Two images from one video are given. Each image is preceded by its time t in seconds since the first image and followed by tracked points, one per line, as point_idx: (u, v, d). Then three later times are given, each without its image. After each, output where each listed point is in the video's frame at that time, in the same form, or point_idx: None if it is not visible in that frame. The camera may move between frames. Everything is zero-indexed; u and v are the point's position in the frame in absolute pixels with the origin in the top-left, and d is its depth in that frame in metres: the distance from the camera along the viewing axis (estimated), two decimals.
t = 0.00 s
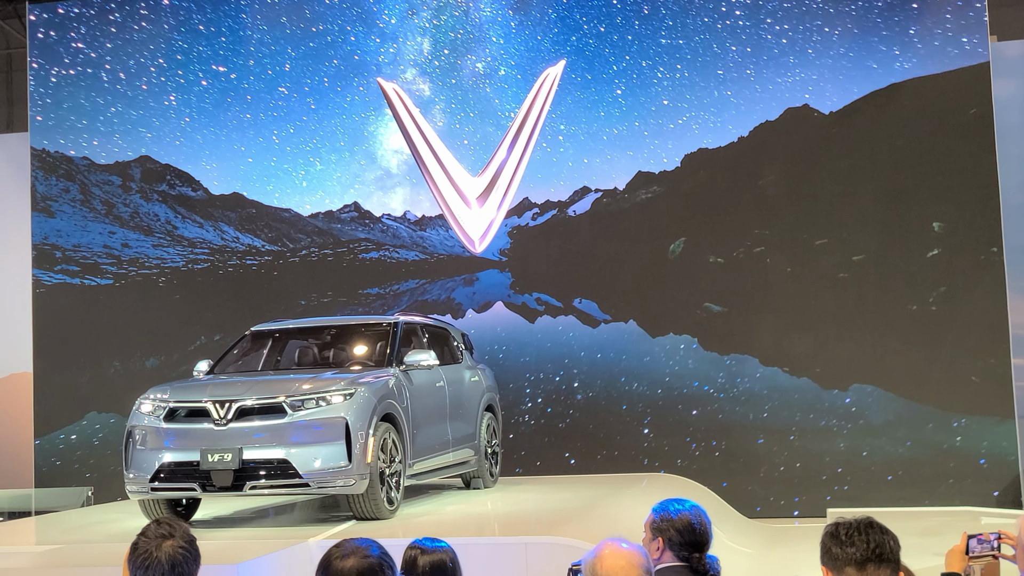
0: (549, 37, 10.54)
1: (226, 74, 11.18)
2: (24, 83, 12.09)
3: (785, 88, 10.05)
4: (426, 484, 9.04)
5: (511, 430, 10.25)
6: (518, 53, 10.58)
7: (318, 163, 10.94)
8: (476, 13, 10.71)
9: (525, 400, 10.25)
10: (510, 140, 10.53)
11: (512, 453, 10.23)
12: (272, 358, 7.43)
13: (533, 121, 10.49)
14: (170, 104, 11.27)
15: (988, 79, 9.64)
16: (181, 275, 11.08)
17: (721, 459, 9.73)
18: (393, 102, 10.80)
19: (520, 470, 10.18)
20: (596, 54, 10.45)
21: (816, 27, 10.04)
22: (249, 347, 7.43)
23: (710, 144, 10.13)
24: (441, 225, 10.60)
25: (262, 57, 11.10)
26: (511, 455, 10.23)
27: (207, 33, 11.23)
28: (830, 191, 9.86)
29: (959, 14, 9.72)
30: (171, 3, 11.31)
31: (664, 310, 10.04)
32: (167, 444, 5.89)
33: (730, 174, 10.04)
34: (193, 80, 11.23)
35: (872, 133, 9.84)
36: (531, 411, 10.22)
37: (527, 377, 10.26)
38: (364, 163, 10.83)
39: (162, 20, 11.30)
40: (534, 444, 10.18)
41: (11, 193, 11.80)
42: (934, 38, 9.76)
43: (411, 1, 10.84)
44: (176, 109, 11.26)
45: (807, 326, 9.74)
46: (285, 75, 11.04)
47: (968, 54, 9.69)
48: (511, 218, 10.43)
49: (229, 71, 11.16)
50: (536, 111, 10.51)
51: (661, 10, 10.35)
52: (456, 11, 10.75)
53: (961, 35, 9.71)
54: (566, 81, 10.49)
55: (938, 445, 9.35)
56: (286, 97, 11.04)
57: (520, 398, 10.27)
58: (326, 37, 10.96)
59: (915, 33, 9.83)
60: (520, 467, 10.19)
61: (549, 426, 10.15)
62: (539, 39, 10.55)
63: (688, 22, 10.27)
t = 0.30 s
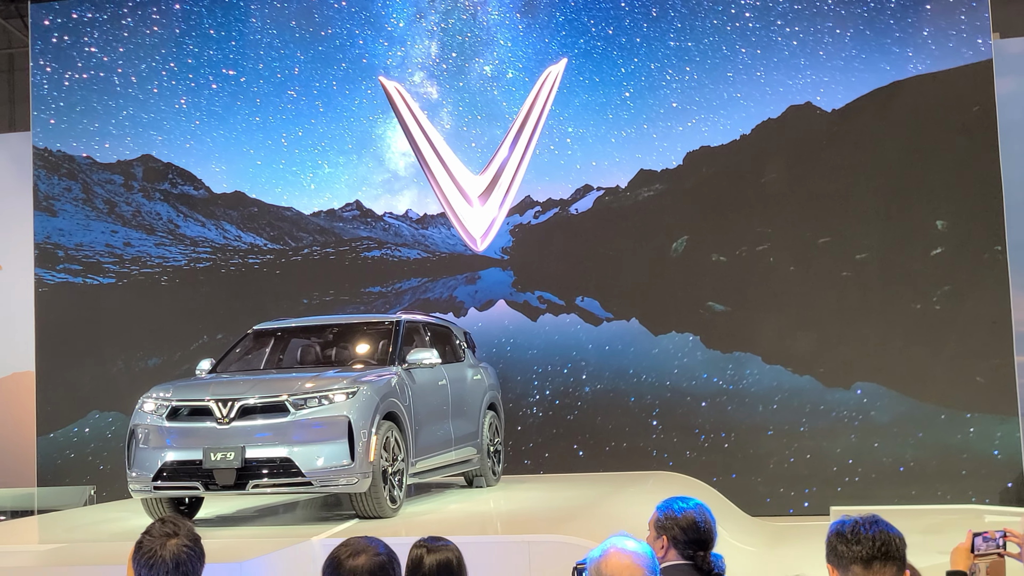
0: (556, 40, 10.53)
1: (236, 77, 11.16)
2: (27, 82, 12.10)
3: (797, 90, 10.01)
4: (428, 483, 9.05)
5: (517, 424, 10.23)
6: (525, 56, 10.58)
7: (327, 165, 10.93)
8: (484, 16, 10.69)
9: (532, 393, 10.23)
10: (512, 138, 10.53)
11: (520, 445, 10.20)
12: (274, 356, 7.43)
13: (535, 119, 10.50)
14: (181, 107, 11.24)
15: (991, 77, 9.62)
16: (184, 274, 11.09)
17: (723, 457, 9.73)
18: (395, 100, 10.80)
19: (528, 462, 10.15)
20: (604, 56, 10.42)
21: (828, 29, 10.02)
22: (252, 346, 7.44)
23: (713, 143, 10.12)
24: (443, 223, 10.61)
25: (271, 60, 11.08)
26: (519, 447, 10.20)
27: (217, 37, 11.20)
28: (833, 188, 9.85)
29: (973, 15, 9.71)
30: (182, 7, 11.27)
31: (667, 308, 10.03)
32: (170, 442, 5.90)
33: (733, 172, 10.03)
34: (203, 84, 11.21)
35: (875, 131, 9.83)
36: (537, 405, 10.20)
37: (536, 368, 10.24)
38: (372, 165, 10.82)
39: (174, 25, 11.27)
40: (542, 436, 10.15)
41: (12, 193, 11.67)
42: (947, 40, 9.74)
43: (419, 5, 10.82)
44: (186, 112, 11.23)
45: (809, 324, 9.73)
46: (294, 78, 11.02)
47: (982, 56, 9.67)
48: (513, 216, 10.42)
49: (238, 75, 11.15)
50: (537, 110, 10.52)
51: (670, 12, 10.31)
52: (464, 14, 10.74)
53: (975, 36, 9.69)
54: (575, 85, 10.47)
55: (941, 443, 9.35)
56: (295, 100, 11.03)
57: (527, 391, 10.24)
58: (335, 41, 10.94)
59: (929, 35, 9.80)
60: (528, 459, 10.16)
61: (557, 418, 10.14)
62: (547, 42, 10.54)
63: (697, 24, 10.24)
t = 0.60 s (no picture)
0: (565, 44, 10.50)
1: (246, 82, 11.14)
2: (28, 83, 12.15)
3: (808, 93, 9.96)
4: (432, 483, 9.05)
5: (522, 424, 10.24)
6: (534, 60, 10.56)
7: (335, 170, 10.92)
8: (492, 20, 10.67)
9: (538, 391, 10.22)
10: (514, 137, 10.53)
11: (530, 438, 10.20)
12: (277, 356, 7.41)
13: (537, 119, 10.49)
14: (192, 112, 11.25)
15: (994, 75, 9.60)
16: (187, 275, 11.10)
17: (726, 456, 9.72)
18: (397, 100, 10.82)
19: (537, 456, 10.15)
20: (613, 59, 10.38)
21: (839, 31, 9.96)
22: (255, 346, 7.45)
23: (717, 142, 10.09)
24: (446, 223, 10.62)
25: (281, 66, 11.07)
26: (528, 440, 10.20)
27: (228, 42, 11.19)
28: (836, 187, 9.83)
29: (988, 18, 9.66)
30: (194, 13, 11.26)
31: (670, 307, 10.02)
32: (174, 443, 5.90)
33: (735, 171, 10.02)
34: (213, 89, 11.20)
35: (879, 131, 9.80)
36: (542, 404, 10.20)
37: (544, 363, 10.23)
38: (380, 169, 10.81)
39: (186, 31, 11.26)
40: (552, 430, 10.14)
41: (14, 192, 11.86)
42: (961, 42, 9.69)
43: (428, 10, 10.82)
44: (197, 117, 11.23)
45: (813, 324, 9.71)
46: (303, 83, 11.02)
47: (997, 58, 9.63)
48: (515, 216, 10.42)
49: (249, 80, 11.14)
50: (540, 110, 10.51)
51: (680, 15, 10.27)
52: (472, 18, 10.73)
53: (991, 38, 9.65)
54: (583, 89, 10.42)
55: (945, 442, 9.33)
56: (305, 104, 11.01)
57: (534, 389, 10.23)
58: (343, 46, 10.94)
59: (943, 37, 9.75)
60: (538, 453, 10.15)
61: (566, 411, 10.13)
62: (556, 45, 10.51)
63: (706, 27, 10.21)
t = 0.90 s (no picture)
0: (575, 45, 10.49)
1: (258, 83, 11.15)
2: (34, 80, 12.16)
3: (822, 92, 9.95)
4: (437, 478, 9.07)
5: (530, 421, 10.23)
6: (545, 60, 10.55)
7: (346, 170, 10.93)
8: (502, 21, 10.65)
9: (545, 387, 10.23)
10: (519, 133, 10.53)
11: (542, 427, 10.19)
12: (283, 353, 7.46)
13: (541, 115, 10.50)
14: (205, 112, 11.25)
15: (999, 70, 9.59)
16: (192, 271, 11.12)
17: (731, 452, 9.72)
18: (401, 96, 10.83)
19: (549, 445, 10.15)
20: (624, 59, 10.38)
21: (853, 31, 9.95)
22: (260, 343, 7.50)
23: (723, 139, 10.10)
24: (450, 219, 10.61)
25: (294, 66, 11.07)
26: (539, 431, 10.19)
27: (240, 44, 11.18)
28: (841, 182, 9.82)
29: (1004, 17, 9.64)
30: (208, 15, 11.24)
31: (675, 303, 10.02)
32: (179, 439, 5.92)
33: (740, 166, 10.01)
34: (226, 90, 11.21)
35: (886, 126, 9.78)
36: (551, 399, 10.20)
37: (555, 352, 10.24)
38: (391, 170, 10.82)
39: (199, 33, 11.25)
40: (563, 419, 10.15)
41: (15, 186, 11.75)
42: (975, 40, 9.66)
43: (438, 11, 10.80)
44: (210, 117, 11.23)
45: (818, 319, 9.71)
46: (315, 84, 11.01)
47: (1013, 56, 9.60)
48: (520, 212, 10.42)
49: (261, 81, 11.14)
50: (544, 106, 10.51)
51: (691, 15, 10.26)
52: (483, 19, 10.71)
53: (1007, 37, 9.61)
54: (594, 89, 10.41)
55: (950, 438, 9.32)
56: (316, 104, 11.01)
57: (543, 383, 10.24)
58: (355, 47, 10.94)
59: (959, 36, 9.72)
60: (549, 443, 10.15)
61: (577, 401, 10.14)
62: (566, 46, 10.51)
63: (718, 27, 10.20)
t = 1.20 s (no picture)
0: (584, 46, 10.47)
1: (268, 85, 11.15)
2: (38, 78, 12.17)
3: (835, 93, 9.89)
4: (440, 475, 9.08)
5: (534, 417, 10.24)
6: (555, 62, 10.52)
7: (354, 171, 10.92)
8: (511, 22, 10.62)
9: (548, 384, 10.23)
10: (520, 130, 10.54)
11: (550, 418, 10.19)
12: (285, 349, 7.49)
13: (543, 112, 10.51)
14: (215, 113, 11.26)
15: (1001, 66, 9.56)
16: (195, 268, 11.14)
17: (734, 449, 9.73)
18: (403, 92, 10.84)
19: (558, 436, 10.15)
20: (633, 61, 10.35)
21: (866, 31, 9.90)
22: (263, 339, 7.44)
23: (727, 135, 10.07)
24: (453, 216, 10.61)
25: (303, 68, 11.07)
26: (548, 420, 10.19)
27: (251, 46, 11.17)
28: (844, 179, 9.80)
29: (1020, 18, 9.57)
30: (219, 17, 11.21)
31: (678, 300, 10.02)
32: (182, 436, 5.93)
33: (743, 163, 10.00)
34: (236, 91, 11.21)
35: (890, 124, 9.75)
36: (555, 395, 10.21)
37: (564, 342, 10.24)
38: (400, 171, 10.82)
39: (210, 35, 11.23)
40: (571, 410, 10.15)
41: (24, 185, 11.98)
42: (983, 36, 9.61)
43: (447, 12, 10.77)
44: (221, 119, 11.24)
45: (820, 317, 9.70)
46: (324, 86, 11.00)
47: None
48: (523, 209, 10.43)
49: (271, 82, 11.14)
50: (547, 103, 10.51)
51: (700, 16, 10.24)
52: (492, 21, 10.67)
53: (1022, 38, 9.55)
54: (603, 90, 10.39)
55: (954, 436, 9.31)
56: (326, 106, 11.01)
57: (547, 380, 10.24)
58: (364, 49, 10.93)
59: (974, 35, 9.65)
60: (558, 433, 10.15)
61: (585, 392, 10.14)
62: (575, 47, 10.48)
63: (727, 28, 10.16)
